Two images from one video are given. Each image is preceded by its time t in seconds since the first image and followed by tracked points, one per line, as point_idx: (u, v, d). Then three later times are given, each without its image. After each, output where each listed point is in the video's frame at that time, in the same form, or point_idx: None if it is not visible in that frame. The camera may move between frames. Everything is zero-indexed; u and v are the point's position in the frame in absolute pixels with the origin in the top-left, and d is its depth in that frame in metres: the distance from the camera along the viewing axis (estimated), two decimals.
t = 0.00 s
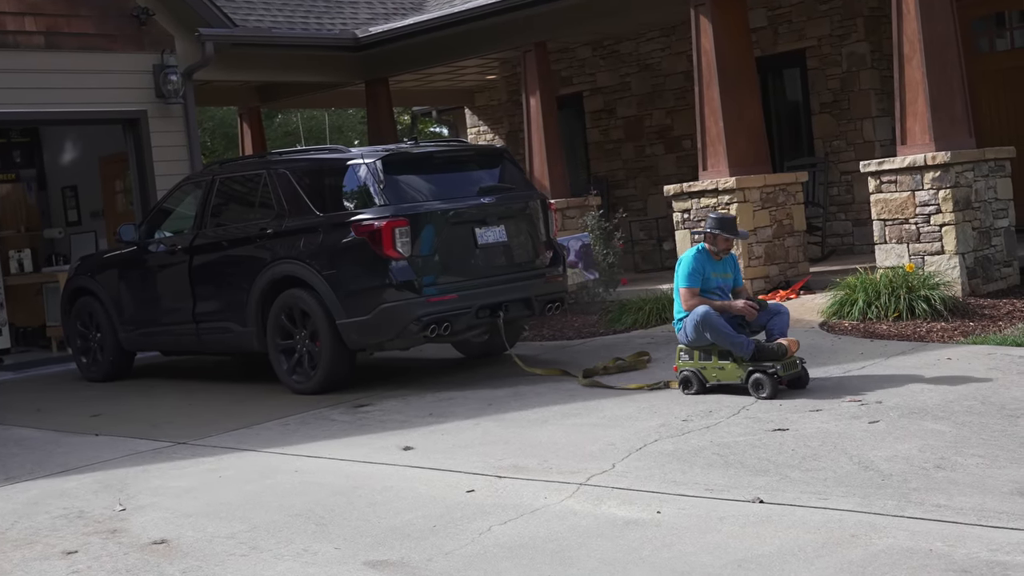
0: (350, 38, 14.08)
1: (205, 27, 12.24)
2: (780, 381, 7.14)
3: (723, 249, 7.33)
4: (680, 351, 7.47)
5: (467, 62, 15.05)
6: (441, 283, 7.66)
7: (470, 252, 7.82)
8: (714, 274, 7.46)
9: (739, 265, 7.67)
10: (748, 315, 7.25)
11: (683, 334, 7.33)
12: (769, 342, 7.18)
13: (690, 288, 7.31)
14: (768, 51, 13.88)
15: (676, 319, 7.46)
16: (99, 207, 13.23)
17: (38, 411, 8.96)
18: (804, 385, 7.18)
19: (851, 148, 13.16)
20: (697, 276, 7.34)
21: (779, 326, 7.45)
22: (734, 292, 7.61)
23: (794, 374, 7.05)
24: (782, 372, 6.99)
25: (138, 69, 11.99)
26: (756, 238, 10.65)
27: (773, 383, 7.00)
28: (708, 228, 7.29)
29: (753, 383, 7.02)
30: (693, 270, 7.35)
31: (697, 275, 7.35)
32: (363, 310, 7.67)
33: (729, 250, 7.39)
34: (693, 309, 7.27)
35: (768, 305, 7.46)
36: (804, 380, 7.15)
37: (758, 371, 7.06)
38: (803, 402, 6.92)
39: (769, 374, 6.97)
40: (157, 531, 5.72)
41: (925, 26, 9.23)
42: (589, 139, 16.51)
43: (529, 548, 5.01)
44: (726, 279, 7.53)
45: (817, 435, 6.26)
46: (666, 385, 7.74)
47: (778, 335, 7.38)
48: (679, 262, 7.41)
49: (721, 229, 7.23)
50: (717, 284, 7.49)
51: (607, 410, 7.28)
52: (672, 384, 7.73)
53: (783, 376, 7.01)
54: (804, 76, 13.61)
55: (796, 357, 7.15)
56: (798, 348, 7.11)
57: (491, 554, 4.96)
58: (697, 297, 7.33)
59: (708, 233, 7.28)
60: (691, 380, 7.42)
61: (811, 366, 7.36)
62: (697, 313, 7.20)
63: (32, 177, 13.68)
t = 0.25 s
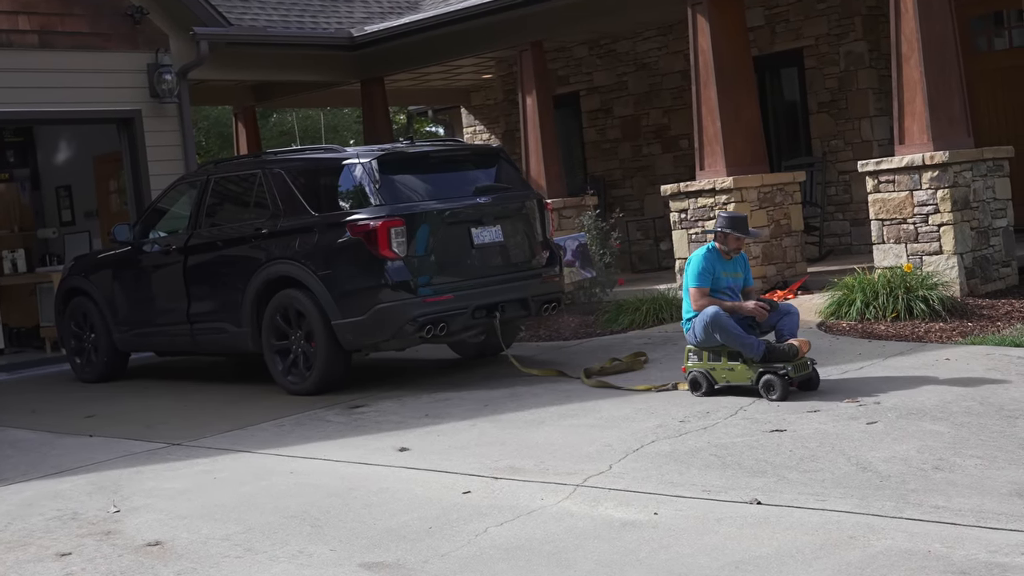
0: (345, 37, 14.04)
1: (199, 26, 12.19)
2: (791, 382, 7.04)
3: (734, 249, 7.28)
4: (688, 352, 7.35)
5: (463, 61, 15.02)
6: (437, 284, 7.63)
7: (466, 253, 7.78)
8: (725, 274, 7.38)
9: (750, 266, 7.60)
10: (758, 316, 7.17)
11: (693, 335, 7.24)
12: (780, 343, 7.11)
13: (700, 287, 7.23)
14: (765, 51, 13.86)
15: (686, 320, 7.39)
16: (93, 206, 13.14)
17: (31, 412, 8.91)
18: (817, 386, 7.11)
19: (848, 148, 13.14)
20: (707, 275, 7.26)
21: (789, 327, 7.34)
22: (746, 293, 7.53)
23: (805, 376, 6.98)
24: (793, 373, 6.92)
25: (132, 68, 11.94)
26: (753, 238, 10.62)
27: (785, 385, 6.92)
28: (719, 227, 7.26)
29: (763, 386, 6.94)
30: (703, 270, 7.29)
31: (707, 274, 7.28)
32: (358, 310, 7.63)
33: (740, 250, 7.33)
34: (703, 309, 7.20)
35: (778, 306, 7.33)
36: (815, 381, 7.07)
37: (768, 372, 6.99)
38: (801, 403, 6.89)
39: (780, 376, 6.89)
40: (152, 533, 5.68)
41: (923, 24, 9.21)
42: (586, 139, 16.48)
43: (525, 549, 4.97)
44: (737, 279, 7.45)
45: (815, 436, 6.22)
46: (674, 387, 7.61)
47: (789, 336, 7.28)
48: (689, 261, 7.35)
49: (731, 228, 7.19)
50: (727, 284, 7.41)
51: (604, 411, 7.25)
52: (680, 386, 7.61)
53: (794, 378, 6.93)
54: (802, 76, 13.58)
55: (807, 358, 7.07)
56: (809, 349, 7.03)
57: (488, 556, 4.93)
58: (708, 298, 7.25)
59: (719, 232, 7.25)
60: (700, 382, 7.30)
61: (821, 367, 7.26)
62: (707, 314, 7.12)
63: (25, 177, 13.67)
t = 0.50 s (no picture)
0: (340, 36, 14.00)
1: (193, 25, 12.15)
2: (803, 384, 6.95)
3: (744, 248, 7.17)
4: (698, 354, 7.25)
5: (459, 60, 14.98)
6: (432, 284, 7.59)
7: (462, 252, 7.75)
8: (736, 273, 7.27)
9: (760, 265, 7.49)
10: (769, 317, 7.08)
11: (703, 337, 7.13)
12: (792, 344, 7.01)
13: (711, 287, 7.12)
14: (762, 49, 13.83)
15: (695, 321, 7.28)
16: (86, 207, 13.11)
17: (25, 413, 8.86)
18: (828, 388, 7.00)
19: (846, 147, 13.12)
20: (718, 275, 7.15)
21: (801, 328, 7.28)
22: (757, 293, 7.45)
23: (818, 377, 6.89)
24: (806, 375, 6.82)
25: (126, 67, 11.89)
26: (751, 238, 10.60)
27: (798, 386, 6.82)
28: (730, 226, 7.14)
29: (776, 388, 6.85)
30: (713, 270, 7.18)
31: (718, 275, 7.17)
32: (353, 310, 7.59)
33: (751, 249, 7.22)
34: (714, 310, 7.09)
35: (790, 307, 7.28)
36: (828, 382, 6.98)
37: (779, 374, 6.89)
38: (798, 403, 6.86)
39: (793, 377, 6.80)
40: (146, 535, 5.64)
41: (921, 23, 9.18)
42: (582, 138, 16.45)
43: (521, 551, 4.94)
44: (748, 279, 7.34)
45: (812, 437, 6.19)
46: (683, 387, 7.51)
47: (801, 338, 7.23)
48: (699, 261, 7.24)
49: (743, 227, 7.07)
50: (738, 284, 7.29)
51: (600, 412, 7.21)
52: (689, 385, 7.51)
53: (807, 379, 6.83)
54: (799, 74, 13.56)
55: (819, 359, 6.99)
56: (822, 350, 6.94)
57: (483, 557, 4.89)
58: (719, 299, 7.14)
59: (730, 232, 7.13)
60: (711, 384, 7.20)
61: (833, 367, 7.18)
62: (719, 315, 7.00)
63: (19, 177, 13.66)
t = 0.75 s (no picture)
0: (335, 35, 13.96)
1: (188, 23, 12.11)
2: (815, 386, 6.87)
3: (757, 249, 7.06)
4: (709, 354, 7.12)
5: (455, 59, 14.95)
6: (428, 284, 7.55)
7: (458, 253, 7.71)
8: (748, 274, 7.16)
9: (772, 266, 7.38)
10: (782, 318, 6.95)
11: (714, 337, 7.02)
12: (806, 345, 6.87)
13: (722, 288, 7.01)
14: (760, 48, 13.80)
15: (706, 321, 7.16)
16: (80, 206, 13.07)
17: (19, 414, 8.81)
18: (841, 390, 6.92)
19: (843, 146, 13.10)
20: (730, 276, 7.04)
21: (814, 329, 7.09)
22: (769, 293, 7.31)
23: (830, 379, 6.81)
24: (819, 377, 6.74)
25: (120, 66, 11.85)
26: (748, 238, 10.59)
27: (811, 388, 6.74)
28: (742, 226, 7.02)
29: (789, 390, 6.75)
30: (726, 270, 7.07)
31: (730, 275, 7.06)
32: (348, 311, 7.56)
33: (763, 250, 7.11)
34: (725, 311, 6.97)
35: (802, 308, 7.07)
36: (840, 385, 6.89)
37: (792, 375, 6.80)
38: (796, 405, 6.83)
39: (806, 379, 6.70)
40: (140, 536, 5.59)
41: (920, 22, 9.16)
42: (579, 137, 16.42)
43: (518, 552, 4.90)
44: (760, 280, 7.23)
45: (810, 438, 6.16)
46: (692, 388, 7.43)
47: (813, 339, 7.06)
48: (711, 261, 7.13)
49: (755, 228, 6.96)
50: (750, 284, 7.18)
51: (597, 413, 7.18)
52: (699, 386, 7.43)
53: (820, 381, 6.76)
54: (797, 74, 13.53)
55: (832, 361, 6.89)
56: (834, 351, 6.86)
57: (479, 559, 4.85)
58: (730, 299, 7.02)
59: (743, 232, 7.01)
60: (721, 384, 7.08)
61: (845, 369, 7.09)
62: (730, 316, 6.88)
63: (12, 176, 13.58)
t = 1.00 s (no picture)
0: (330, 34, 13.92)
1: (182, 23, 12.06)
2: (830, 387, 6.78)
3: (768, 249, 6.95)
4: (720, 356, 7.06)
5: (451, 58, 14.91)
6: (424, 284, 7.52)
7: (454, 252, 7.67)
8: (760, 275, 7.07)
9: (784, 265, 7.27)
10: (795, 319, 6.91)
11: (727, 338, 6.95)
12: (820, 346, 6.79)
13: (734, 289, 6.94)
14: (757, 47, 13.78)
15: (718, 322, 7.10)
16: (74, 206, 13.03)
17: (12, 415, 8.76)
18: (856, 391, 6.82)
19: (841, 146, 13.08)
20: (742, 277, 6.97)
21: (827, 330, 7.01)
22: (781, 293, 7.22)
23: (846, 380, 6.70)
24: (834, 377, 6.63)
25: (114, 65, 11.81)
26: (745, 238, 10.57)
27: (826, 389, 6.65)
28: (754, 226, 6.92)
29: (803, 391, 6.67)
30: (737, 271, 6.98)
31: (742, 276, 6.98)
32: (344, 311, 7.52)
33: (775, 250, 7.00)
34: (739, 312, 6.91)
35: (814, 309, 7.01)
36: (856, 385, 6.78)
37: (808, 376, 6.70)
38: (794, 405, 6.80)
39: (821, 381, 6.62)
40: (135, 538, 5.55)
41: (917, 21, 9.13)
42: (576, 137, 16.39)
43: (514, 554, 4.87)
44: (772, 280, 7.14)
45: (807, 438, 6.14)
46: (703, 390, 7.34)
47: (826, 340, 6.96)
48: (722, 261, 7.05)
49: (767, 228, 6.85)
50: (762, 285, 7.10)
51: (594, 414, 7.14)
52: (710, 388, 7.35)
53: (835, 382, 6.66)
54: (794, 73, 13.51)
55: (848, 361, 6.77)
56: (850, 351, 6.72)
57: (475, 561, 4.82)
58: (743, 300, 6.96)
59: (755, 232, 6.92)
60: (734, 386, 7.01)
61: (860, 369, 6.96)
62: (744, 316, 6.82)
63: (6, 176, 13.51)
